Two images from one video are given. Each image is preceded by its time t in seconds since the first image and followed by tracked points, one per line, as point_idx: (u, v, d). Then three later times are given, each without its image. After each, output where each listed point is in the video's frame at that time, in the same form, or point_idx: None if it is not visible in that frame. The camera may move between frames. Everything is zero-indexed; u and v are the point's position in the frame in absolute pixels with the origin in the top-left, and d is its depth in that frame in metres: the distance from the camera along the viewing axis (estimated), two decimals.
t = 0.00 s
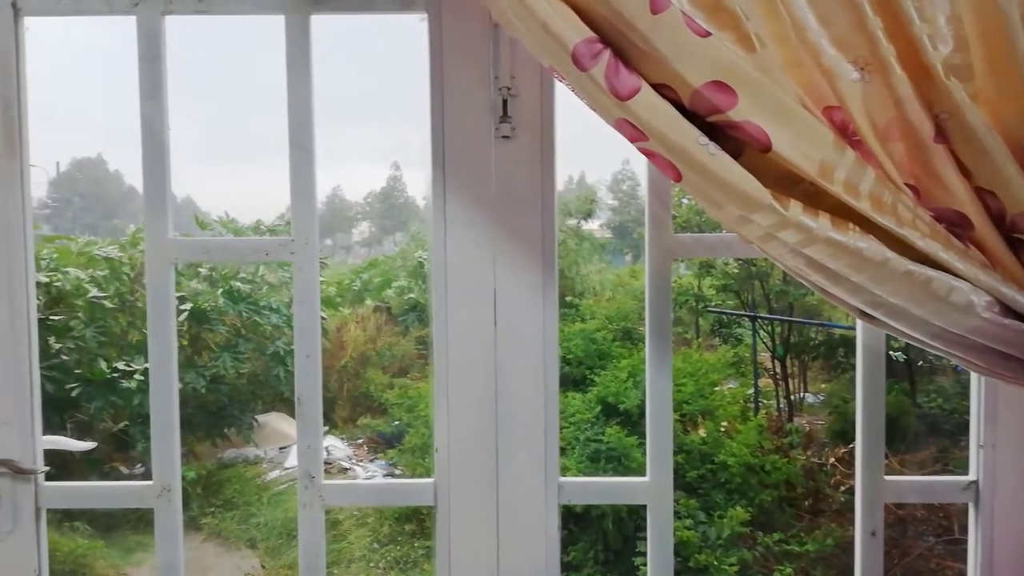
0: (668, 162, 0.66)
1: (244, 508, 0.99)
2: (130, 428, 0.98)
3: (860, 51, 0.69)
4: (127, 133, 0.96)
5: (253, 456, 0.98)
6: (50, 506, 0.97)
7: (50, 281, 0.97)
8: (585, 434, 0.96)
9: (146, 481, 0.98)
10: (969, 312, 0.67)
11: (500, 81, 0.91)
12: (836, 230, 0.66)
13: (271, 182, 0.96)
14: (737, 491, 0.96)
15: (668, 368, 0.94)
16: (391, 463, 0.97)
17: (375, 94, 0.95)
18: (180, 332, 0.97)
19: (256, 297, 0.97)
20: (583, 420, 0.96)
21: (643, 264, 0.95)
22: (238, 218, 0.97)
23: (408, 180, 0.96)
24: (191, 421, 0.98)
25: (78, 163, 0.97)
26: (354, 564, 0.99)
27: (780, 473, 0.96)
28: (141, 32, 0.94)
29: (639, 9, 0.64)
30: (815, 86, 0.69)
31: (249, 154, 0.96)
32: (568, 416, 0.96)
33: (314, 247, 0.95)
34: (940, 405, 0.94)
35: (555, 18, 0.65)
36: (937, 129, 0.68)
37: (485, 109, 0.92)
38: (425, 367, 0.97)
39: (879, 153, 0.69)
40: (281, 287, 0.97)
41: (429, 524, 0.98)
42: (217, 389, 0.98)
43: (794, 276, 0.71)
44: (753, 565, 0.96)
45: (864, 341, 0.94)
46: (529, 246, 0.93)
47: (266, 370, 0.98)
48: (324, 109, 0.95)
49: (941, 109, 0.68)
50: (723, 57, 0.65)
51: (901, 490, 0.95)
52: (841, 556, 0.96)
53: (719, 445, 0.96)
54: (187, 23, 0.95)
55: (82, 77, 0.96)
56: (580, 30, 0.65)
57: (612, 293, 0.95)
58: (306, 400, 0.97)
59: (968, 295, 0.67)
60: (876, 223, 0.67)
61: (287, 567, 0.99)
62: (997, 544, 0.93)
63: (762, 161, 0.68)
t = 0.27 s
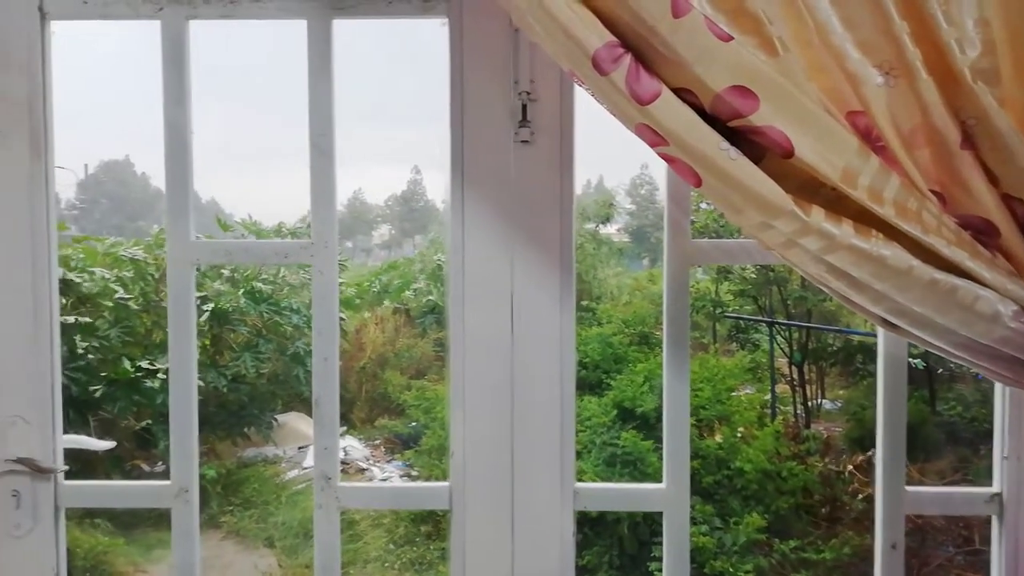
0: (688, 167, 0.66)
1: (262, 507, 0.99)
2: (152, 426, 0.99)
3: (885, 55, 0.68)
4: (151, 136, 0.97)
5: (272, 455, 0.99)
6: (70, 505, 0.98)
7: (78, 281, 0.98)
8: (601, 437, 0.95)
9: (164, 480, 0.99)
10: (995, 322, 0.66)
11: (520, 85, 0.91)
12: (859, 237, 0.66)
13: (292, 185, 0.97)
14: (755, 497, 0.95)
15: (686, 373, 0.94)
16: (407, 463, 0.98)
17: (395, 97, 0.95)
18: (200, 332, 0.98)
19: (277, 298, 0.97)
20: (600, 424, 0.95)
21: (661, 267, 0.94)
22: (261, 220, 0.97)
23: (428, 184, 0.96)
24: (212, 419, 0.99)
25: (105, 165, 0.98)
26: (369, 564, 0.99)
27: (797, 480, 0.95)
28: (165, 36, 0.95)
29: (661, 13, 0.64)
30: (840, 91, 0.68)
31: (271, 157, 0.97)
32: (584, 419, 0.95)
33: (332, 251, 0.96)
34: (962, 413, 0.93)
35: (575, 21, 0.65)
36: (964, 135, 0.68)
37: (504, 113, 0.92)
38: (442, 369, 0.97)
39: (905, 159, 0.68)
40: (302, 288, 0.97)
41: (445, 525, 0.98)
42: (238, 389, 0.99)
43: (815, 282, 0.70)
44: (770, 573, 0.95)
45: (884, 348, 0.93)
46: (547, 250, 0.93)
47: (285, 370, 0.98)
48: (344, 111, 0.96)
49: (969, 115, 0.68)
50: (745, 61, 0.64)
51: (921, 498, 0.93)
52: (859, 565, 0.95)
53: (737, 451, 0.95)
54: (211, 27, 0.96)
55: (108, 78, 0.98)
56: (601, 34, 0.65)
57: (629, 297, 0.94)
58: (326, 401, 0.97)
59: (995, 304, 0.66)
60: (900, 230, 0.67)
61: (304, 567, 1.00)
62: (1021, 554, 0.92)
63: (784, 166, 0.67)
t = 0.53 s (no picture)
0: (702, 170, 0.65)
1: (273, 509, 0.99)
2: (165, 427, 1.00)
3: (904, 56, 0.68)
4: (163, 138, 0.98)
5: (283, 457, 0.99)
6: (80, 504, 0.99)
7: (91, 282, 0.99)
8: (613, 442, 0.95)
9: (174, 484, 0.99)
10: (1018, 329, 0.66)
11: (531, 87, 0.90)
12: (878, 241, 0.65)
13: (303, 187, 0.97)
14: (768, 503, 0.94)
15: (700, 377, 0.93)
16: (419, 466, 0.98)
17: (407, 99, 0.95)
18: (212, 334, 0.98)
19: (289, 300, 0.98)
20: (612, 428, 0.95)
21: (674, 271, 0.94)
22: (273, 222, 0.97)
23: (440, 186, 0.96)
24: (225, 421, 0.99)
25: (119, 167, 0.99)
26: (380, 567, 0.99)
27: (813, 486, 0.94)
28: (176, 37, 0.95)
29: (674, 13, 0.63)
30: (858, 94, 0.68)
31: (283, 158, 0.97)
32: (596, 423, 0.95)
33: (342, 254, 0.96)
34: (979, 419, 0.92)
35: (588, 22, 0.64)
36: (984, 138, 0.67)
37: (515, 115, 0.91)
38: (453, 372, 0.97)
39: (924, 161, 0.67)
40: (314, 290, 0.97)
41: (455, 529, 0.97)
42: (250, 391, 0.99)
43: (831, 287, 0.70)
44: None
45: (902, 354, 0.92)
46: (559, 253, 0.92)
47: (297, 373, 0.98)
48: (355, 114, 0.96)
49: (989, 117, 0.67)
50: (761, 62, 0.64)
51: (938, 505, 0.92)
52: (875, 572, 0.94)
53: (750, 456, 0.94)
54: (222, 29, 0.96)
55: (120, 81, 0.98)
56: (614, 35, 0.64)
57: (642, 301, 0.94)
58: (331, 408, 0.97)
59: (1017, 310, 0.65)
60: (920, 235, 0.66)
61: (315, 569, 1.00)
62: None
63: (801, 169, 0.66)
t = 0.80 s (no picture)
0: (728, 169, 0.65)
1: (294, 507, 1.00)
2: (190, 425, 1.01)
3: (936, 53, 0.66)
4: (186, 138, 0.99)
5: (305, 455, 0.99)
6: (101, 502, 1.00)
7: (116, 279, 1.00)
8: (633, 443, 0.94)
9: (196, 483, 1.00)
10: None
11: (553, 86, 0.90)
12: (910, 242, 0.64)
13: (324, 186, 0.97)
14: (791, 506, 0.93)
15: (723, 377, 0.93)
16: (438, 466, 0.98)
17: (428, 99, 0.95)
18: (234, 333, 0.99)
19: (311, 300, 0.98)
20: (632, 430, 0.94)
21: (696, 271, 0.93)
22: (295, 221, 0.98)
23: (461, 185, 0.96)
24: (247, 419, 1.00)
25: (144, 168, 1.00)
26: (401, 566, 0.99)
27: (836, 489, 0.93)
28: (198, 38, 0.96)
29: (699, 10, 0.63)
30: (889, 92, 0.67)
31: (306, 158, 0.98)
32: (617, 424, 0.94)
33: (362, 253, 0.96)
34: (1007, 423, 0.90)
35: (611, 21, 0.64)
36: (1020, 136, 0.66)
37: (537, 113, 0.91)
38: (473, 371, 0.97)
39: (956, 159, 0.66)
40: (335, 289, 0.98)
41: (475, 529, 0.97)
42: (272, 389, 1.00)
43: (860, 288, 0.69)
44: None
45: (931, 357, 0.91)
46: (581, 253, 0.91)
47: (319, 371, 0.99)
48: (376, 114, 0.96)
49: None
50: (788, 58, 0.63)
51: (964, 510, 0.91)
52: None
53: (773, 459, 0.93)
54: (244, 29, 0.97)
55: (144, 82, 0.99)
56: (637, 32, 0.64)
57: (663, 301, 0.93)
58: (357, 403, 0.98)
59: None
60: (953, 235, 0.65)
61: (335, 568, 1.00)
62: None
63: (829, 168, 0.65)
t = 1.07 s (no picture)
0: (746, 164, 0.65)
1: (309, 504, 1.00)
2: (206, 422, 1.01)
3: (960, 45, 0.64)
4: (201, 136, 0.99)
5: (319, 452, 1.00)
6: (116, 501, 1.01)
7: (130, 277, 1.01)
8: (648, 441, 0.94)
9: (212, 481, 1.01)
10: None
11: (567, 81, 0.90)
12: (932, 238, 0.63)
13: (339, 184, 0.97)
14: (807, 505, 0.93)
15: (738, 374, 0.92)
16: (452, 463, 0.98)
17: (441, 95, 0.95)
18: (248, 331, 0.99)
19: (326, 298, 0.98)
20: (646, 427, 0.94)
21: (710, 268, 0.92)
22: (309, 220, 0.98)
23: (474, 183, 0.96)
24: (262, 416, 1.00)
25: (160, 166, 1.00)
26: (414, 563, 0.99)
27: (852, 488, 0.92)
28: (213, 36, 0.97)
29: (718, 3, 0.62)
30: (911, 85, 0.66)
31: (320, 156, 0.98)
32: (631, 422, 0.94)
33: (376, 250, 0.97)
34: None
35: (628, 14, 0.64)
36: None
37: (551, 109, 0.90)
38: (487, 369, 0.97)
39: (979, 153, 0.65)
40: (349, 287, 0.98)
41: (489, 527, 0.97)
42: (288, 386, 1.00)
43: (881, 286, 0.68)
44: None
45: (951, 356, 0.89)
46: (595, 250, 0.91)
47: (333, 369, 0.99)
48: (389, 111, 0.96)
49: None
50: (808, 52, 0.62)
51: (983, 509, 0.90)
52: None
53: (789, 457, 0.93)
54: (259, 25, 0.97)
55: (159, 79, 1.00)
56: (654, 26, 0.64)
57: (677, 299, 0.93)
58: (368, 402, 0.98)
59: None
60: (977, 231, 0.64)
61: (350, 564, 1.00)
62: None
63: (851, 162, 0.64)
